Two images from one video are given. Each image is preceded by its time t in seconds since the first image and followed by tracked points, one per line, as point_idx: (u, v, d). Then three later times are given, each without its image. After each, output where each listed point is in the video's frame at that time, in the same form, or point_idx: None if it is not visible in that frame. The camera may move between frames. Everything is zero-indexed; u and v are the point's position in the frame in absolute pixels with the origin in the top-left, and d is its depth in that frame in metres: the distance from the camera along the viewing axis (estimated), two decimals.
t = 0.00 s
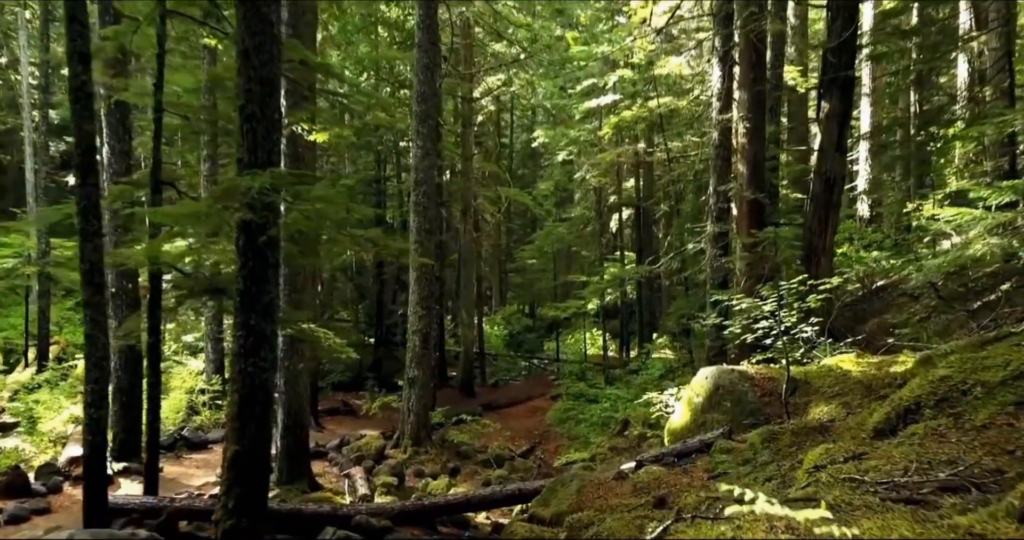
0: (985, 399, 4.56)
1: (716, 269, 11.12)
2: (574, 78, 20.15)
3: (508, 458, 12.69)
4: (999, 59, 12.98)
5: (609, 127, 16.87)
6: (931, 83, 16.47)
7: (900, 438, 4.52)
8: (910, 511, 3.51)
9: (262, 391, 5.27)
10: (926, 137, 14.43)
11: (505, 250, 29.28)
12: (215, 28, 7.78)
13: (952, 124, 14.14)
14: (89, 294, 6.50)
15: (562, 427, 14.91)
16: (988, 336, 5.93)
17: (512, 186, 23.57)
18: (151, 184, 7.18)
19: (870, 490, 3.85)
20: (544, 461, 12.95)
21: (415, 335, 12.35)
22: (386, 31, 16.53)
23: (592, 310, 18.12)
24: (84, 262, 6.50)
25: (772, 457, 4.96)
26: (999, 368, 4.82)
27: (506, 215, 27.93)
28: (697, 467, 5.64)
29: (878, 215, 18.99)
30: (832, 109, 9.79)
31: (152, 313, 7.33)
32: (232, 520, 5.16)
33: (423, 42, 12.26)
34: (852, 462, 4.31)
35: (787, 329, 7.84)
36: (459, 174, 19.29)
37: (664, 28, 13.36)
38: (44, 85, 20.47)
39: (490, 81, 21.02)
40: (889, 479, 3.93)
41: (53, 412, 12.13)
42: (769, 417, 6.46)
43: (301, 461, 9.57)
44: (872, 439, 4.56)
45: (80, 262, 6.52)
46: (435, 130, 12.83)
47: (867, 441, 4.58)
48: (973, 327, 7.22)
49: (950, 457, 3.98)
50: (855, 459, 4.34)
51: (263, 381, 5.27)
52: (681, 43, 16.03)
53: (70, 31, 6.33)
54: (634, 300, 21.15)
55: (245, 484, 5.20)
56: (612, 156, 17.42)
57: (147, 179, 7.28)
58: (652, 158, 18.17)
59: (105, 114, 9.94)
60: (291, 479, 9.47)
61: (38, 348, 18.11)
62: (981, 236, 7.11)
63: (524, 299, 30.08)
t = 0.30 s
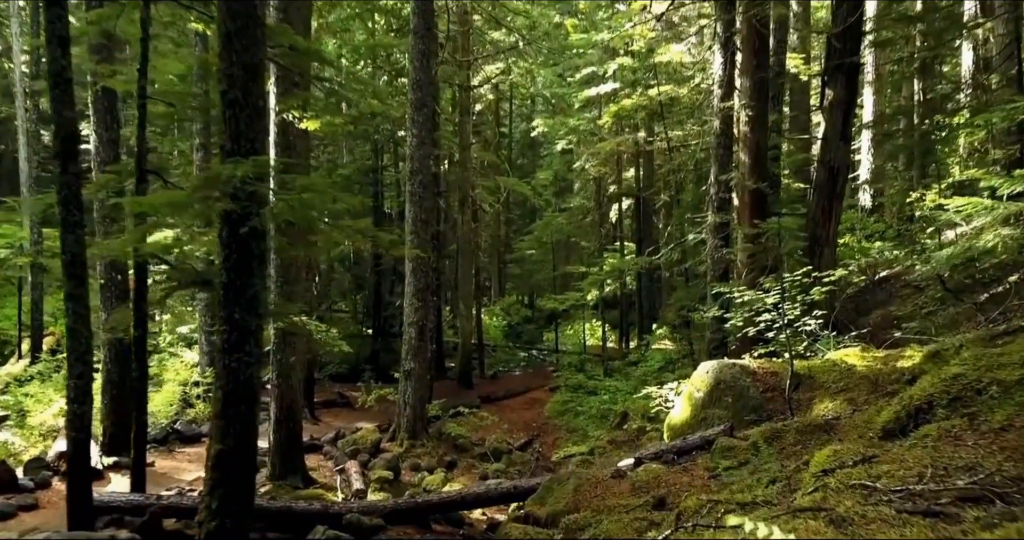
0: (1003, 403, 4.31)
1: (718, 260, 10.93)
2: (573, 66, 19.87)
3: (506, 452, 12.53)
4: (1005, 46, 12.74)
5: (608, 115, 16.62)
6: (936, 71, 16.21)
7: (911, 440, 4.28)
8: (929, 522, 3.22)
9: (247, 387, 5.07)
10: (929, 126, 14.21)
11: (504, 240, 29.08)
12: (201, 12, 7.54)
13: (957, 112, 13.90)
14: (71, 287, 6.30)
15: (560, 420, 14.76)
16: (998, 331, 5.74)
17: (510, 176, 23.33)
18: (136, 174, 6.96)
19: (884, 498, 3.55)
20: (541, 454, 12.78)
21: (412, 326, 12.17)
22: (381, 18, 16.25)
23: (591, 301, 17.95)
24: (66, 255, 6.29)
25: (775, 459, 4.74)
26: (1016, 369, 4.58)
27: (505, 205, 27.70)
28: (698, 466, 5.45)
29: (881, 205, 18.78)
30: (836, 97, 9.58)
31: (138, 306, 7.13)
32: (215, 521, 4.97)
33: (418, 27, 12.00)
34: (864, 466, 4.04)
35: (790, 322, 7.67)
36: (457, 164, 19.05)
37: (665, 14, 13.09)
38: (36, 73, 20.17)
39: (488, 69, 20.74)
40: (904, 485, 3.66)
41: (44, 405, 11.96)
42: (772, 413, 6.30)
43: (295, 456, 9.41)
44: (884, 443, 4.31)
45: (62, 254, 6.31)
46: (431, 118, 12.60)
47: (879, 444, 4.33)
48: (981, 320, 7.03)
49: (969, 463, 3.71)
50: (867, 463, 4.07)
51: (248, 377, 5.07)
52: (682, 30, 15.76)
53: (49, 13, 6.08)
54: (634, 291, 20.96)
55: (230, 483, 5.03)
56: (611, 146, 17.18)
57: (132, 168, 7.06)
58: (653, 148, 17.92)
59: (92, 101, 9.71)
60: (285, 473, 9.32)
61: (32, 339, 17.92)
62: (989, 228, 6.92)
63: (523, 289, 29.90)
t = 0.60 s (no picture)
0: (1021, 404, 4.12)
1: (719, 251, 10.72)
2: (572, 53, 19.58)
3: (503, 445, 12.38)
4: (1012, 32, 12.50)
5: (608, 104, 16.36)
6: (941, 58, 15.95)
7: (924, 443, 4.09)
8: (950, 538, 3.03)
9: (231, 384, 4.89)
10: (933, 114, 13.99)
11: (503, 230, 28.86)
12: None
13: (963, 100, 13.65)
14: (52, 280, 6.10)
15: (559, 412, 14.60)
16: (1010, 325, 5.56)
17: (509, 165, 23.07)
18: (120, 162, 6.75)
19: (898, 510, 3.38)
20: (539, 448, 12.63)
21: (408, 318, 11.99)
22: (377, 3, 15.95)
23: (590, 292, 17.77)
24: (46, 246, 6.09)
25: (778, 460, 4.55)
26: None
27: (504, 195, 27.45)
28: (699, 466, 5.28)
29: (883, 195, 18.56)
30: (841, 83, 9.37)
31: (123, 299, 6.94)
32: (198, 523, 4.79)
33: (413, 12, 11.73)
34: (876, 472, 3.85)
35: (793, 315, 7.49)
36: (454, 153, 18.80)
37: None
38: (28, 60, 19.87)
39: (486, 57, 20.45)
40: (919, 495, 3.47)
41: (35, 398, 11.82)
42: (775, 409, 6.11)
43: (288, 451, 9.25)
44: (896, 446, 4.12)
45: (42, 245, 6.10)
46: (427, 106, 12.37)
47: (890, 447, 4.14)
48: (990, 314, 6.85)
49: (988, 471, 3.52)
50: (879, 468, 3.89)
51: (232, 374, 4.89)
52: (683, 16, 15.46)
53: None
54: (633, 281, 20.77)
55: (213, 484, 4.84)
56: (611, 135, 16.93)
57: (116, 156, 6.84)
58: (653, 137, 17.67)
59: (79, 89, 9.49)
60: (278, 468, 9.18)
61: (25, 330, 17.73)
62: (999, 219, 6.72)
63: (522, 280, 29.72)
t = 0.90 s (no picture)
0: None
1: (720, 244, 10.55)
2: (571, 43, 19.32)
3: (501, 440, 12.25)
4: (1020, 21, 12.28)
5: (607, 94, 16.13)
6: (945, 47, 15.72)
7: (937, 447, 3.91)
8: None
9: (216, 382, 4.73)
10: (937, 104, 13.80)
11: (501, 222, 28.66)
12: None
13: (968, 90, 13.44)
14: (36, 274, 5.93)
15: (557, 405, 14.47)
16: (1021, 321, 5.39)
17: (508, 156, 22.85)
18: (106, 153, 6.56)
19: (914, 523, 3.20)
20: (538, 443, 12.49)
21: (404, 312, 11.84)
22: None
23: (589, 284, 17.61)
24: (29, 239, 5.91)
25: (783, 462, 4.39)
26: None
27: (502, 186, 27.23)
28: (699, 466, 5.12)
29: (885, 186, 18.36)
30: (845, 73, 9.18)
31: (109, 293, 6.77)
32: (182, 526, 4.64)
33: None
34: (889, 478, 3.68)
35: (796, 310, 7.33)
36: (452, 144, 18.58)
37: None
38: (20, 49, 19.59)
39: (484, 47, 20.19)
40: (935, 506, 3.29)
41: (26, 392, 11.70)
42: (777, 406, 5.97)
43: (282, 447, 9.11)
44: (908, 450, 3.95)
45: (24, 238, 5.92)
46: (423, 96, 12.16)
47: (902, 451, 3.97)
48: (999, 308, 6.68)
49: (1008, 479, 3.35)
50: (892, 474, 3.72)
51: (217, 372, 4.73)
52: (684, 4, 15.21)
53: None
54: (633, 273, 20.60)
55: (197, 486, 4.70)
56: (611, 125, 16.71)
57: (102, 147, 6.65)
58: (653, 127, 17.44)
59: (67, 77, 9.27)
60: (271, 465, 9.04)
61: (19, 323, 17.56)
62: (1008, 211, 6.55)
63: (521, 271, 29.55)
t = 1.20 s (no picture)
0: None
1: (721, 233, 10.32)
2: (571, 29, 18.99)
3: (498, 432, 12.06)
4: None
5: (607, 80, 15.83)
6: (951, 32, 15.42)
7: (957, 453, 3.67)
8: None
9: (195, 380, 4.53)
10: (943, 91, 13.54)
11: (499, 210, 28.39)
12: None
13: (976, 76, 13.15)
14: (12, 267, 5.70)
15: (555, 397, 14.28)
16: None
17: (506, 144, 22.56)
18: (85, 140, 6.31)
19: None
20: (535, 435, 12.31)
21: (399, 303, 11.63)
22: None
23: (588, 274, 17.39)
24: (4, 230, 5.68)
25: (790, 466, 4.17)
26: None
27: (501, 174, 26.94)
28: (700, 466, 4.92)
29: (889, 174, 18.10)
30: (851, 57, 8.93)
31: (91, 285, 6.56)
32: (160, 529, 4.46)
33: None
34: (906, 490, 3.44)
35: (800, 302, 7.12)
36: (449, 131, 18.28)
37: None
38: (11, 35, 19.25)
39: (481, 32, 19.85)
40: (960, 525, 3.05)
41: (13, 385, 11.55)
42: (781, 402, 5.76)
43: (274, 441, 8.91)
44: (927, 459, 3.70)
45: None
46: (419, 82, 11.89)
47: (920, 458, 3.72)
48: (1010, 301, 6.47)
49: None
50: (911, 485, 3.47)
51: (196, 369, 4.53)
52: None
53: None
54: (633, 263, 20.37)
55: (176, 488, 4.51)
56: (610, 113, 16.43)
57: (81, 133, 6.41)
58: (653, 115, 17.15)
59: (51, 62, 8.99)
60: (263, 460, 8.85)
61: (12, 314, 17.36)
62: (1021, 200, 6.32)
63: (520, 260, 29.32)
